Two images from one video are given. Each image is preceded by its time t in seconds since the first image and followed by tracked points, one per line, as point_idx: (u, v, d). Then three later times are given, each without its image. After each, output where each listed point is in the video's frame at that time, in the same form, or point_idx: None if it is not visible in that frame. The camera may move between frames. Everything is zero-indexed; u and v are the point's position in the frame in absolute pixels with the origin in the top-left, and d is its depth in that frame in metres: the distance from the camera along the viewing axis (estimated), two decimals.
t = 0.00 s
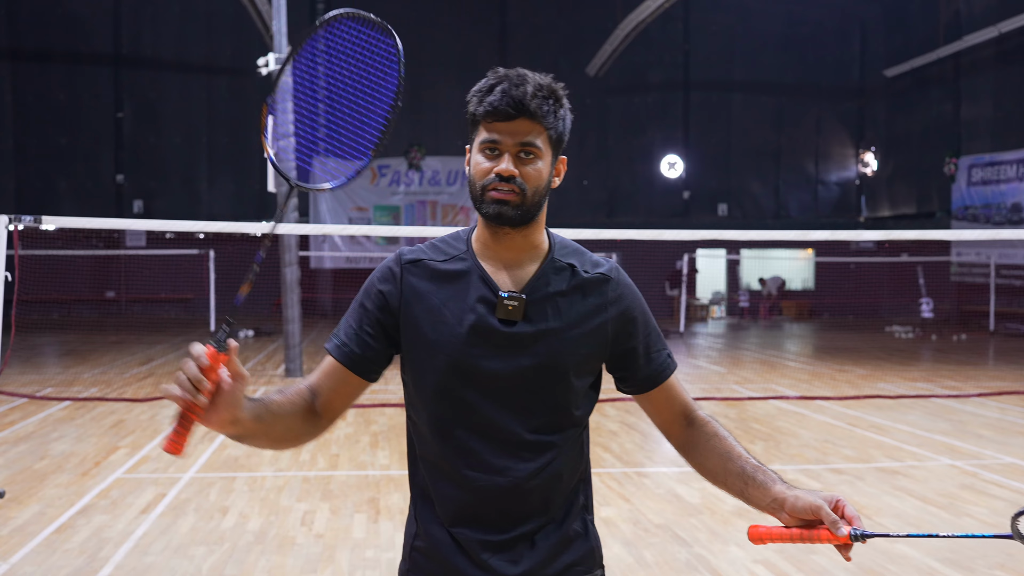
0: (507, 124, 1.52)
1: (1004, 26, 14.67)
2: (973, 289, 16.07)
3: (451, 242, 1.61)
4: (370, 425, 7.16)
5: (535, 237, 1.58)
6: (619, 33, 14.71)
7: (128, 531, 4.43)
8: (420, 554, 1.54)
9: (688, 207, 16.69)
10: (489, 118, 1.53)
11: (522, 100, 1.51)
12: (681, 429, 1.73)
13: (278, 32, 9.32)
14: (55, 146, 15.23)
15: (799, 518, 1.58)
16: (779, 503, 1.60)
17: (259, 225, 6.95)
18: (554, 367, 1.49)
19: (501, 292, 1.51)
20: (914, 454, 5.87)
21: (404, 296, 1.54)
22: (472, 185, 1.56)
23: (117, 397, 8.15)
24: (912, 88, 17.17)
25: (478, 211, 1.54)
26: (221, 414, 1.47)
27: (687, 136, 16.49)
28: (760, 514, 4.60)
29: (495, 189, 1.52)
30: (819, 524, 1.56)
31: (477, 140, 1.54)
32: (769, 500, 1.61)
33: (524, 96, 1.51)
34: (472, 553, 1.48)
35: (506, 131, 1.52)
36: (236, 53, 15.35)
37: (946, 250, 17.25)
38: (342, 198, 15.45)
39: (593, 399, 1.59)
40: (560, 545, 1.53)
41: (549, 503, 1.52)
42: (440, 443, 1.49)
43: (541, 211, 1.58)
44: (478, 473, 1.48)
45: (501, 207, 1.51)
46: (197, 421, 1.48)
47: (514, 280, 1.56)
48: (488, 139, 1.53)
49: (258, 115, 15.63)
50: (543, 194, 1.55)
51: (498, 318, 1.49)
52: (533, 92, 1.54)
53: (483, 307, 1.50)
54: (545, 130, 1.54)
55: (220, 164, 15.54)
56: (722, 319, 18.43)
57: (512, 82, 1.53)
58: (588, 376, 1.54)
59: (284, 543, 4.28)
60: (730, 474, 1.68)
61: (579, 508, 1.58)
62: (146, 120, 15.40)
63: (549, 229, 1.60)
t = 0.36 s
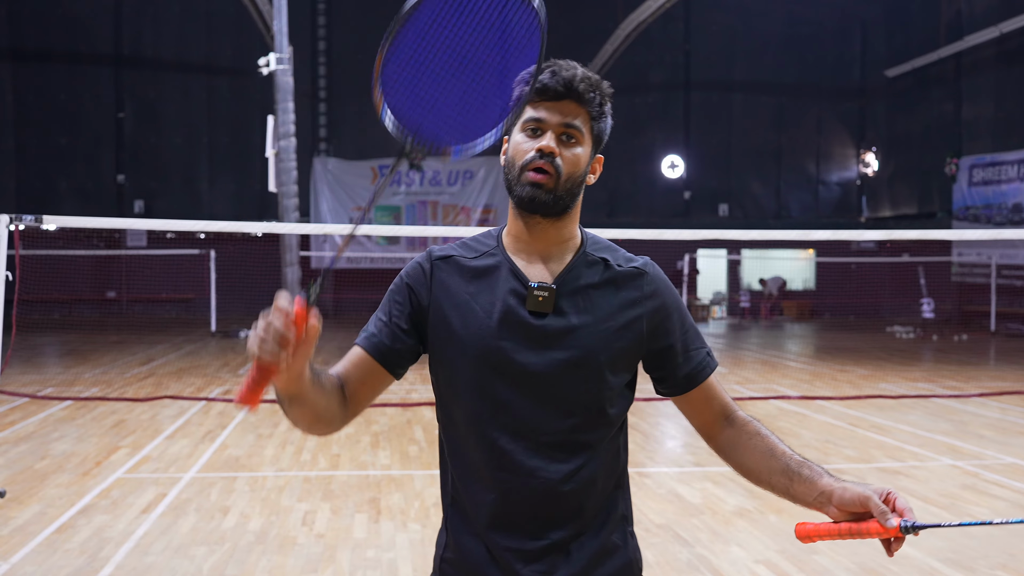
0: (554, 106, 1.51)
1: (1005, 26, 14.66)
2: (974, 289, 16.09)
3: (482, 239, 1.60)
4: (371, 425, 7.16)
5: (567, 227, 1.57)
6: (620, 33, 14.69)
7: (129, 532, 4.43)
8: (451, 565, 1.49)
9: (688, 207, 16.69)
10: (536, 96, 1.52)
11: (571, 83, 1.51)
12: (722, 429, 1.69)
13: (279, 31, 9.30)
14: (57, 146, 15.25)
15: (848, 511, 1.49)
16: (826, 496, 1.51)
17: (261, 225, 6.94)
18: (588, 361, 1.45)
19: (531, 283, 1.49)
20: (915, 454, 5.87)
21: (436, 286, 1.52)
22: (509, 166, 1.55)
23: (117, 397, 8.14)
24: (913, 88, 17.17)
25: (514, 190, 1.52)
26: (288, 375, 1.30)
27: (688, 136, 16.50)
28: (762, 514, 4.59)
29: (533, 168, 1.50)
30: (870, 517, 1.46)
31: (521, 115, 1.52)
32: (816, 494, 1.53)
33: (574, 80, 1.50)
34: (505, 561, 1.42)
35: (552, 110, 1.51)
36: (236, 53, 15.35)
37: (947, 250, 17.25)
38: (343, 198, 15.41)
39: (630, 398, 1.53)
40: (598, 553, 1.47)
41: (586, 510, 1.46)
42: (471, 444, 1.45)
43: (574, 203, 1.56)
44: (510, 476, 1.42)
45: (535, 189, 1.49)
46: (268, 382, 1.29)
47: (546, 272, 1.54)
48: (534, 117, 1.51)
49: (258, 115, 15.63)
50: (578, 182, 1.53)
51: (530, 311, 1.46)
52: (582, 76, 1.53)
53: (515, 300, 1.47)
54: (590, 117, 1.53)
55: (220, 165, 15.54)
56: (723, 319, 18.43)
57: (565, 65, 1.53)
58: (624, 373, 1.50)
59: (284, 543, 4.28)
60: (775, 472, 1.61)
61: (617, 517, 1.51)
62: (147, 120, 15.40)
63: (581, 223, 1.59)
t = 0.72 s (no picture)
0: (645, 146, 1.48)
1: (1005, 26, 14.65)
2: (974, 289, 16.06)
3: (508, 233, 1.52)
4: (371, 425, 7.15)
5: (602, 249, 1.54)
6: (620, 33, 14.64)
7: (128, 531, 4.41)
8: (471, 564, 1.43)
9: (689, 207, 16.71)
10: (631, 128, 1.48)
11: (670, 133, 1.49)
12: (726, 438, 1.74)
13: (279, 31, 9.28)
14: (57, 146, 15.25)
15: (851, 487, 1.58)
16: (830, 475, 1.60)
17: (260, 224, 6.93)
18: (615, 365, 1.43)
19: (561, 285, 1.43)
20: (917, 454, 5.86)
21: (468, 275, 1.42)
22: (572, 174, 1.50)
23: (117, 397, 8.13)
24: (914, 89, 17.16)
25: (571, 208, 1.48)
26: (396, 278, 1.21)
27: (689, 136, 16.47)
28: (763, 513, 4.58)
29: (599, 195, 1.47)
30: (874, 488, 1.55)
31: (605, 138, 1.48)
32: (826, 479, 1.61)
33: (671, 134, 1.49)
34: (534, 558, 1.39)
35: (640, 152, 1.48)
36: (237, 54, 15.36)
37: (947, 250, 17.22)
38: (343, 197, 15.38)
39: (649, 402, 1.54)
40: (624, 548, 1.47)
41: (612, 505, 1.46)
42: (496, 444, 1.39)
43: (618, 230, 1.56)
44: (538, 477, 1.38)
45: (602, 216, 1.47)
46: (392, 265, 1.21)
47: (573, 276, 1.50)
48: (627, 147, 1.47)
49: (259, 115, 15.64)
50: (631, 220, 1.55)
51: (558, 315, 1.40)
52: (680, 132, 1.52)
53: (544, 303, 1.41)
54: (666, 170, 1.53)
55: (220, 165, 15.52)
56: (724, 320, 18.41)
57: (672, 115, 1.50)
58: (644, 378, 1.50)
59: (284, 542, 4.27)
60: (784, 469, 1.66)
61: (638, 513, 1.54)
62: (148, 120, 15.39)
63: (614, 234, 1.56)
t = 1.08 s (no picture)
0: (610, 113, 1.44)
1: (1006, 26, 14.62)
2: (975, 290, 16.06)
3: (521, 237, 1.55)
4: (371, 425, 7.15)
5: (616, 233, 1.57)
6: (621, 33, 14.60)
7: (129, 531, 4.42)
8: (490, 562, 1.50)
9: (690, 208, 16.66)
10: (596, 108, 1.43)
11: (631, 92, 1.44)
12: (681, 449, 1.76)
13: (280, 31, 9.27)
14: (57, 147, 15.25)
15: (817, 504, 1.62)
16: (799, 492, 1.64)
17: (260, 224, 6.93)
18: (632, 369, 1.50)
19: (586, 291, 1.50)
20: (917, 454, 5.87)
21: (493, 290, 1.45)
22: (569, 178, 1.46)
23: (118, 397, 8.14)
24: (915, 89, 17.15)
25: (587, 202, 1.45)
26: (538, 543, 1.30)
27: (689, 136, 16.46)
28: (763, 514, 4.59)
29: (607, 178, 1.44)
30: (840, 505, 1.60)
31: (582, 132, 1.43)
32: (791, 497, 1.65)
33: (633, 88, 1.44)
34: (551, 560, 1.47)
35: (614, 121, 1.43)
36: (237, 54, 15.37)
37: (948, 250, 17.21)
38: (344, 197, 15.43)
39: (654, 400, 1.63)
40: (632, 549, 1.54)
41: (623, 506, 1.54)
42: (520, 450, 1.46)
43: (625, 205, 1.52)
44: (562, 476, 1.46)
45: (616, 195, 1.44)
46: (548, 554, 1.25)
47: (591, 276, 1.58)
48: (596, 127, 1.43)
49: (259, 115, 15.65)
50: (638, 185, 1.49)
51: (581, 319, 1.47)
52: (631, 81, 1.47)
53: (567, 310, 1.47)
54: (640, 120, 1.49)
55: (221, 165, 15.53)
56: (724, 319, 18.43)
57: (614, 73, 1.45)
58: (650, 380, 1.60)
59: (284, 543, 4.28)
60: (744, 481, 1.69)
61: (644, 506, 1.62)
62: (148, 121, 15.39)
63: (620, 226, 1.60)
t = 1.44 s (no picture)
0: (533, 110, 1.47)
1: (1006, 26, 14.61)
2: (975, 290, 16.08)
3: (483, 242, 1.50)
4: (372, 425, 7.16)
5: (575, 231, 1.50)
6: (621, 33, 14.63)
7: (129, 531, 4.42)
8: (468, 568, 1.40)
9: (690, 208, 16.65)
10: (515, 107, 1.47)
11: (544, 83, 1.47)
12: (671, 436, 1.73)
13: (280, 31, 9.26)
14: (57, 147, 15.24)
15: (814, 475, 1.62)
16: (795, 466, 1.63)
17: (261, 225, 6.93)
18: (606, 361, 1.41)
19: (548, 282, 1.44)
20: (918, 455, 5.87)
21: (453, 292, 1.40)
22: (507, 181, 1.46)
23: (118, 397, 8.15)
24: (915, 89, 17.14)
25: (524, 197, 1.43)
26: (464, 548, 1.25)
27: (690, 136, 16.47)
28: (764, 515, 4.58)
29: (537, 169, 1.43)
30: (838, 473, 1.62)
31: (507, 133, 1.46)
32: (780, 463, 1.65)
33: (544, 79, 1.46)
34: (524, 558, 1.38)
35: (533, 116, 1.46)
36: (238, 54, 15.37)
37: (948, 250, 17.23)
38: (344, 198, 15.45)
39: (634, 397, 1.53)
40: (613, 547, 1.43)
41: (603, 503, 1.44)
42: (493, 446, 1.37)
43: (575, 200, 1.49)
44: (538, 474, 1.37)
45: (549, 185, 1.41)
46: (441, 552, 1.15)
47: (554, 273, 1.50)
48: (521, 126, 1.45)
49: (259, 115, 15.65)
50: (579, 176, 1.47)
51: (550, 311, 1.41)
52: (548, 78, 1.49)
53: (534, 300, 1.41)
54: (568, 110, 1.49)
55: (222, 165, 15.54)
56: (725, 320, 18.45)
57: (529, 70, 1.48)
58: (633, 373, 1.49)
59: (285, 543, 4.28)
60: (733, 455, 1.68)
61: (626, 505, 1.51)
62: (148, 121, 15.40)
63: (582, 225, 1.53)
